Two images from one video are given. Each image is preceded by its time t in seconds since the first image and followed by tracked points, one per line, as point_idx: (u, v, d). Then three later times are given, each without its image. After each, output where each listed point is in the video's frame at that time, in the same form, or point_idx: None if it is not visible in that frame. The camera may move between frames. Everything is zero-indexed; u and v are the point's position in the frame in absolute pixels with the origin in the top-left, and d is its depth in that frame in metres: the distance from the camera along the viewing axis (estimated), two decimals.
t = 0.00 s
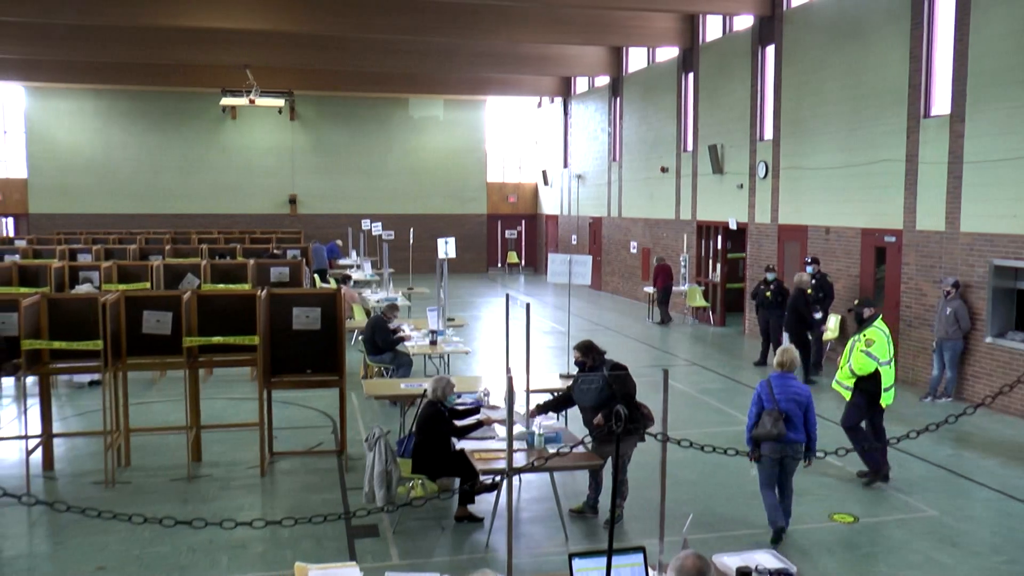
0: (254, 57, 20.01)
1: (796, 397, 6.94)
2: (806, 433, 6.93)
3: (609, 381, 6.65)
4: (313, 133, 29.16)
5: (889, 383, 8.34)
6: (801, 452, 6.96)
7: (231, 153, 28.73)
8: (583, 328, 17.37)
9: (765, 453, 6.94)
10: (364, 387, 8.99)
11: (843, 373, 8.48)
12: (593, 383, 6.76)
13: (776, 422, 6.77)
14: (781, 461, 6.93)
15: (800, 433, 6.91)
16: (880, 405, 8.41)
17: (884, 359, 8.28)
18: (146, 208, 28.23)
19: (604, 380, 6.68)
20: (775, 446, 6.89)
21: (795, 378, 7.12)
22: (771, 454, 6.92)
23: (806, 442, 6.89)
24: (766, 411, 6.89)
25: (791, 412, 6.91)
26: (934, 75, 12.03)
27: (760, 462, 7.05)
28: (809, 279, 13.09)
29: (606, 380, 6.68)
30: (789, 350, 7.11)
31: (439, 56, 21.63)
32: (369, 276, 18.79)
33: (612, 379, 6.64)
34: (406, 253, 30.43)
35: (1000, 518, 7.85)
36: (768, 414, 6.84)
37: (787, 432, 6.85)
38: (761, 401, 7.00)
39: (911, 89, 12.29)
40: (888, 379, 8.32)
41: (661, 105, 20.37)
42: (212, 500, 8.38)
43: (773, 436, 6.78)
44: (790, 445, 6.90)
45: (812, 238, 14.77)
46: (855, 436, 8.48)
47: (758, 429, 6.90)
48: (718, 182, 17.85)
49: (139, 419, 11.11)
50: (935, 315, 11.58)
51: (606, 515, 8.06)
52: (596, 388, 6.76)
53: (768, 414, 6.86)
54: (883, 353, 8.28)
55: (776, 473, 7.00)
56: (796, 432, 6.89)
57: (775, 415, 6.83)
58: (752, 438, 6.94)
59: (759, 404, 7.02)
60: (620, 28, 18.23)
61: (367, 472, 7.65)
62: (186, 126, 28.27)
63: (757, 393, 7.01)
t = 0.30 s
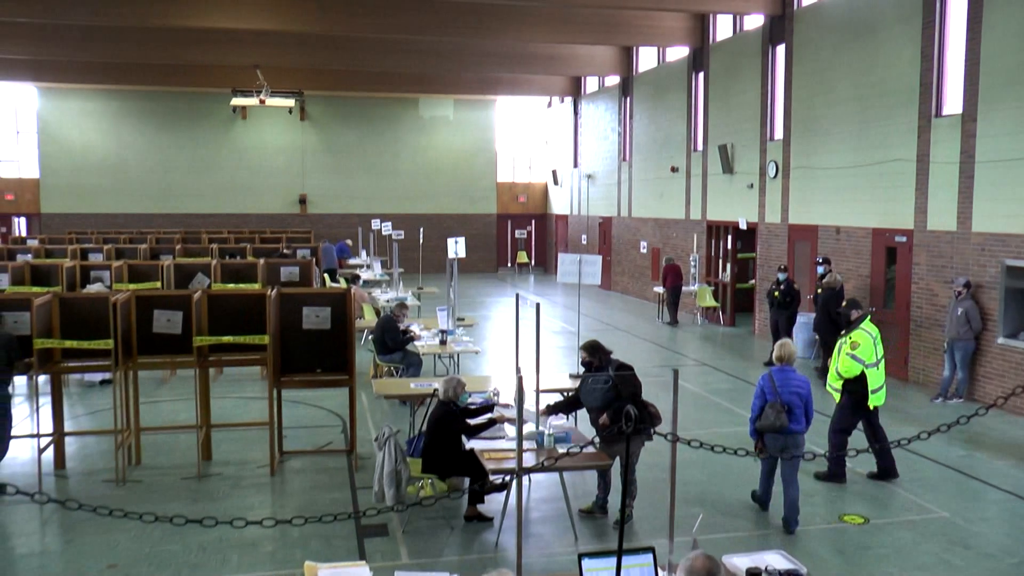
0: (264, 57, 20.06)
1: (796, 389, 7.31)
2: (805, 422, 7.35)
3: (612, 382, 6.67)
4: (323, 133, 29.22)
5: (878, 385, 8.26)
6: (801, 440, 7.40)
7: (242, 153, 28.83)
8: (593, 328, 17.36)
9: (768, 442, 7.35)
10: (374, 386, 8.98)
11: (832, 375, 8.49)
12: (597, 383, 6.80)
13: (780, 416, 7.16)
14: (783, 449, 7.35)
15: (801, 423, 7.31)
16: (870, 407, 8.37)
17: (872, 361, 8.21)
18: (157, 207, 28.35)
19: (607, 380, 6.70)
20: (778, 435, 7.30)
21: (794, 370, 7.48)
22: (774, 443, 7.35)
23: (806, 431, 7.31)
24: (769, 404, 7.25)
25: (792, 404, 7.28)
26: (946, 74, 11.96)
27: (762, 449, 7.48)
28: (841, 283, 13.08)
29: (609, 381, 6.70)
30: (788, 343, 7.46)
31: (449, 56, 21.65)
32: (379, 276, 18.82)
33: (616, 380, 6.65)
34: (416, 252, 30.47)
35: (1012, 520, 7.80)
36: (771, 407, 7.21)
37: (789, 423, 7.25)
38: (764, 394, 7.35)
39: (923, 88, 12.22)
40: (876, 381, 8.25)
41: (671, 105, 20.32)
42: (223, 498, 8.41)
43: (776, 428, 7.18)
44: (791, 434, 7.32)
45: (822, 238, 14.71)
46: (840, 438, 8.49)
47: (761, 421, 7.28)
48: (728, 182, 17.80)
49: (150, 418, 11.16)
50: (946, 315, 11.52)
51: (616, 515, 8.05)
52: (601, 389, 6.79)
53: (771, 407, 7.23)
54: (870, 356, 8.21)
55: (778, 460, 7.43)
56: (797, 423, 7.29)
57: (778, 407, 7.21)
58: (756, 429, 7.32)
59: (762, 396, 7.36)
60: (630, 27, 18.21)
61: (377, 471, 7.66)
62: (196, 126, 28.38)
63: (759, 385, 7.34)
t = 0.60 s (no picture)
0: (270, 57, 20.10)
1: (791, 379, 7.74)
2: (799, 411, 7.77)
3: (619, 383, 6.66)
4: (329, 133, 29.25)
5: (867, 381, 8.36)
6: (795, 428, 7.81)
7: (249, 153, 28.88)
8: (600, 328, 17.35)
9: (763, 430, 7.76)
10: (381, 386, 8.96)
11: (820, 374, 8.56)
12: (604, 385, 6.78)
13: (774, 405, 7.56)
14: (778, 436, 7.77)
15: (795, 412, 7.73)
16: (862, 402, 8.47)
17: (860, 359, 8.29)
18: (165, 207, 28.43)
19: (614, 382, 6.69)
20: (772, 424, 7.72)
21: (788, 362, 7.89)
22: (769, 431, 7.76)
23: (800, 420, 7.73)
24: (764, 394, 7.68)
25: (786, 394, 7.70)
26: (954, 73, 11.92)
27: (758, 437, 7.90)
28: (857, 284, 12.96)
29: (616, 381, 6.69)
30: (784, 336, 7.86)
31: (455, 56, 21.65)
32: (385, 275, 18.84)
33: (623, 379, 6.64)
34: (423, 252, 30.49)
35: (1020, 521, 7.77)
36: (765, 397, 7.63)
37: (784, 412, 7.67)
38: (760, 385, 7.77)
39: (931, 87, 12.18)
40: (865, 377, 8.35)
41: (678, 105, 20.29)
42: (230, 497, 8.43)
43: (770, 417, 7.59)
44: (785, 422, 7.75)
45: (830, 238, 14.67)
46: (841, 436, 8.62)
47: (757, 410, 7.70)
48: (735, 182, 17.76)
49: (157, 417, 11.19)
50: (954, 315, 11.49)
51: (622, 515, 8.03)
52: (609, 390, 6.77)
53: (766, 397, 7.65)
54: (857, 354, 8.30)
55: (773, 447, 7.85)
56: (791, 411, 7.71)
57: (772, 397, 7.62)
58: (752, 418, 7.74)
59: (757, 386, 7.79)
60: (637, 27, 18.17)
61: (383, 471, 7.64)
62: (204, 126, 28.45)
63: (755, 376, 7.77)
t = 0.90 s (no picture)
0: (281, 57, 20.15)
1: (795, 375, 7.75)
2: (803, 407, 7.76)
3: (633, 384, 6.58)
4: (340, 133, 29.32)
5: (866, 377, 8.22)
6: (799, 425, 7.80)
7: (260, 153, 28.98)
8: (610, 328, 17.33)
9: (767, 425, 7.75)
10: (392, 386, 8.97)
11: (819, 375, 8.48)
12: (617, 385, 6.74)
13: (778, 399, 7.56)
14: (782, 432, 7.75)
15: (799, 407, 7.72)
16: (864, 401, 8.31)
17: (856, 355, 8.22)
18: (177, 206, 28.57)
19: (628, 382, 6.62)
20: (776, 419, 7.70)
21: (793, 358, 7.90)
22: (772, 427, 7.75)
23: (804, 416, 7.72)
24: (768, 389, 7.68)
25: (789, 390, 7.70)
26: (967, 73, 11.85)
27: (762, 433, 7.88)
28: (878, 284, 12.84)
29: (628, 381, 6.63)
30: (789, 334, 7.87)
31: (465, 56, 21.67)
32: (395, 275, 18.87)
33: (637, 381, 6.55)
34: (433, 252, 30.55)
35: None
36: (768, 392, 7.64)
37: (788, 408, 7.66)
38: (764, 380, 7.79)
39: (943, 86, 12.11)
40: (864, 374, 8.21)
41: (689, 105, 20.24)
42: (241, 496, 8.45)
43: (773, 411, 7.58)
44: (789, 417, 7.74)
45: (841, 238, 14.60)
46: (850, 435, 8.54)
47: (761, 405, 7.70)
48: (746, 182, 17.71)
49: (169, 416, 11.24)
50: (967, 316, 11.41)
51: (633, 515, 8.02)
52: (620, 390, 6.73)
53: (770, 392, 7.65)
54: (854, 350, 8.22)
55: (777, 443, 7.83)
56: (795, 407, 7.69)
57: (776, 392, 7.63)
58: (755, 413, 7.74)
59: (762, 382, 7.80)
60: (648, 26, 18.13)
61: (394, 471, 7.66)
62: (215, 126, 28.56)
63: (760, 372, 7.79)
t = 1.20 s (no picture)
0: (292, 58, 20.22)
1: (802, 367, 8.11)
2: (809, 398, 8.15)
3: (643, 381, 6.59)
4: (350, 133, 29.39)
5: (862, 373, 8.26)
6: (805, 414, 8.19)
7: (271, 153, 29.07)
8: (621, 327, 17.32)
9: (776, 415, 8.11)
10: (402, 385, 8.97)
11: (819, 369, 8.57)
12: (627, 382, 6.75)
13: (788, 391, 7.93)
14: (789, 421, 8.13)
15: (805, 398, 8.11)
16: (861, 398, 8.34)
17: (855, 351, 8.28)
18: (189, 206, 28.69)
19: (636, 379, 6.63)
20: (785, 410, 8.07)
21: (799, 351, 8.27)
22: (780, 417, 8.12)
23: (810, 406, 8.11)
24: (778, 381, 8.03)
25: (798, 381, 8.07)
26: (980, 72, 11.78)
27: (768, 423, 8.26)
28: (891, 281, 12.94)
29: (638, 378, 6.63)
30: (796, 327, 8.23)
31: (475, 55, 21.68)
32: (406, 275, 18.90)
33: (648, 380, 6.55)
34: (444, 252, 30.59)
35: None
36: (779, 383, 8.00)
37: (796, 398, 8.05)
38: (774, 372, 8.12)
39: (956, 86, 12.04)
40: (859, 370, 8.27)
41: (700, 104, 20.21)
42: (252, 495, 8.47)
43: (783, 402, 7.95)
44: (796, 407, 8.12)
45: (852, 238, 14.55)
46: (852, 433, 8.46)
47: (770, 396, 8.07)
48: (757, 182, 17.66)
49: (181, 414, 11.29)
50: (979, 317, 11.35)
51: (643, 516, 8.01)
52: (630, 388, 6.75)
53: (780, 383, 8.01)
54: (852, 346, 8.30)
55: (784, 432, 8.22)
56: (802, 398, 8.08)
57: (785, 383, 7.99)
58: (765, 404, 8.09)
59: (771, 373, 8.13)
60: (659, 26, 18.11)
61: (404, 470, 7.68)
62: (226, 126, 28.68)
63: (769, 363, 8.11)
